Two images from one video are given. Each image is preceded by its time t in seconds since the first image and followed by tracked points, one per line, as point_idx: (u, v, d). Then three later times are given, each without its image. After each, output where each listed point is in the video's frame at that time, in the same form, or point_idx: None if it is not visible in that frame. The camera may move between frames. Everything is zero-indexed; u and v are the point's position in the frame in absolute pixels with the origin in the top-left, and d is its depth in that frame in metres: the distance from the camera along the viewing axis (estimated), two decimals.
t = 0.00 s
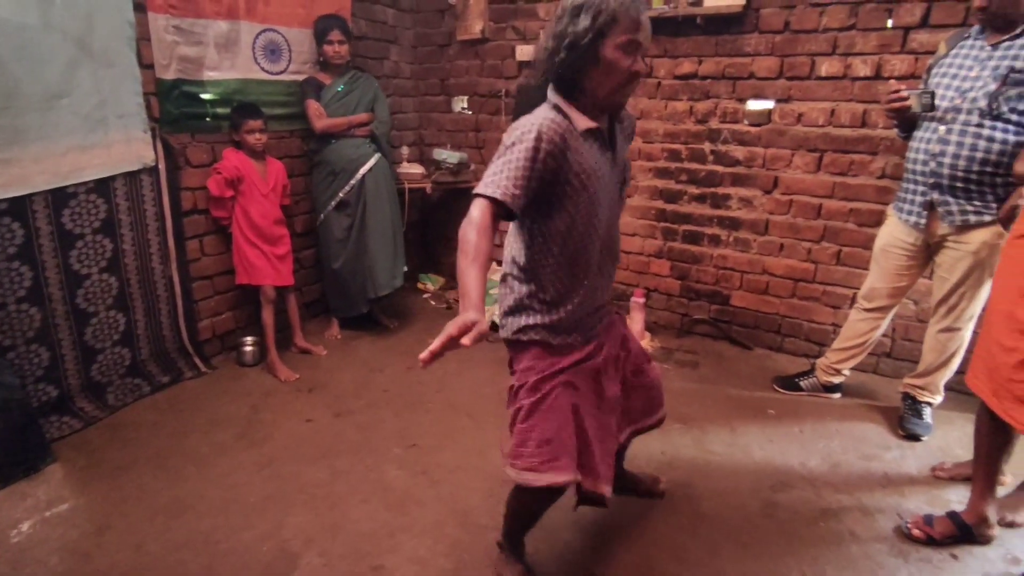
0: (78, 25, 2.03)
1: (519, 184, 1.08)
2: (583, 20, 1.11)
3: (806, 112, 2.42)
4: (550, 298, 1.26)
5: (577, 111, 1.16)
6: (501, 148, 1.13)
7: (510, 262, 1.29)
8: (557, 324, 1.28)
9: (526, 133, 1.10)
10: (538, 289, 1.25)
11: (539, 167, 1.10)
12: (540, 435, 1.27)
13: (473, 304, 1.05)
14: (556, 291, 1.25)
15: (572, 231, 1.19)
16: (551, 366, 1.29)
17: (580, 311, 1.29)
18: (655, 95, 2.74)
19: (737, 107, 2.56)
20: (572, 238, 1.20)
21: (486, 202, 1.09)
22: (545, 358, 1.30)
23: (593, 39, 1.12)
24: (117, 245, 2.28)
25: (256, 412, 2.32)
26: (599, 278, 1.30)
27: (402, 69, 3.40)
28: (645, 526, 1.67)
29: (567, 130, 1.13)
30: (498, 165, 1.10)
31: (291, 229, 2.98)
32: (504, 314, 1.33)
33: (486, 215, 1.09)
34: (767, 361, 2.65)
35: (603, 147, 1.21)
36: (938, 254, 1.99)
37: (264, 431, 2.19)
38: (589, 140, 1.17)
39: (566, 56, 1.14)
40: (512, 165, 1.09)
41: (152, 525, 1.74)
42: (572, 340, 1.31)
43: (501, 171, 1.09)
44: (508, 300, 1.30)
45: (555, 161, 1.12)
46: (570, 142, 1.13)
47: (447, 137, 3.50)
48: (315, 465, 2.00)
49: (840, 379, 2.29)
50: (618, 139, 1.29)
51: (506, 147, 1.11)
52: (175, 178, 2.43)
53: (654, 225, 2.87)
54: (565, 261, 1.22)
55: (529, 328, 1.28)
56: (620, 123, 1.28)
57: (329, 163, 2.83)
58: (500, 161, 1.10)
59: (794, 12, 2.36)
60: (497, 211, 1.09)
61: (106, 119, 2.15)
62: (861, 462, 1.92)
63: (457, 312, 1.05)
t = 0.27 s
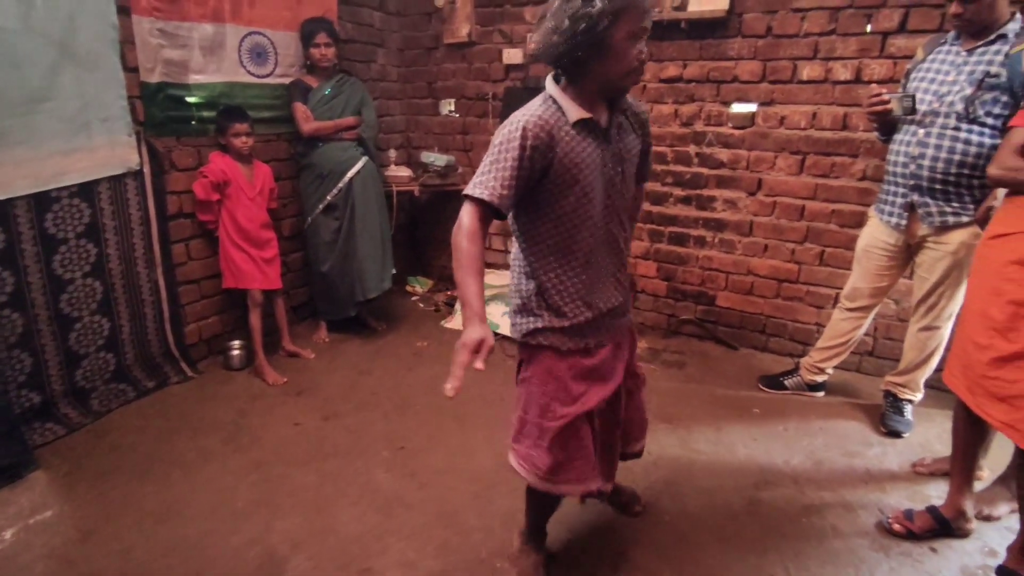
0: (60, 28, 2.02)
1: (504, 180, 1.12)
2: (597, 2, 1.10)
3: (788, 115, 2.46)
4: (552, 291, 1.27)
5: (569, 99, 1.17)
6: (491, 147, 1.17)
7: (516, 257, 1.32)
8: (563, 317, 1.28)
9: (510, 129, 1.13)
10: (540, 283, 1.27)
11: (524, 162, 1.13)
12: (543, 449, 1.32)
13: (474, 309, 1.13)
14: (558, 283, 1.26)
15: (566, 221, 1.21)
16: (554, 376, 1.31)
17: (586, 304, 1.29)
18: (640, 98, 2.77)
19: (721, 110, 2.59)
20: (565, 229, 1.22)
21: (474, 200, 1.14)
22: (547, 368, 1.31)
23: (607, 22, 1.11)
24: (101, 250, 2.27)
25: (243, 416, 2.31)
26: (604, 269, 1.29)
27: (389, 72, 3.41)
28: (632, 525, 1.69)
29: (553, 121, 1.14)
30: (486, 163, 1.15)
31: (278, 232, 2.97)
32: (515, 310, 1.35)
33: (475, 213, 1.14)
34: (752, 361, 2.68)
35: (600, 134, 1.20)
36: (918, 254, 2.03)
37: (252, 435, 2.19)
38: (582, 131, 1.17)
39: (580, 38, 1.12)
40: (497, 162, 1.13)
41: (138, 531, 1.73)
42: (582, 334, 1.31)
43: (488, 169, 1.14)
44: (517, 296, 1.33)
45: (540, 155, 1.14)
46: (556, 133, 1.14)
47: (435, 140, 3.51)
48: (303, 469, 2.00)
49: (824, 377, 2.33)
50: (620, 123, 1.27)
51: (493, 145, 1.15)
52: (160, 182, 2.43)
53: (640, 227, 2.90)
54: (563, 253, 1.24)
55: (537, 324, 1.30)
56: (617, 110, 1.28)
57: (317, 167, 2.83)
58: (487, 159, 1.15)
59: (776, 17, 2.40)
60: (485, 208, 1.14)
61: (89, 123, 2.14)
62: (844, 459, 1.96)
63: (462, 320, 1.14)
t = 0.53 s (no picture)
0: (48, 35, 2.02)
1: (517, 168, 1.15)
2: None
3: (775, 121, 2.49)
4: (557, 282, 1.29)
5: (583, 87, 1.20)
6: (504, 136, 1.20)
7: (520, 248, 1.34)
8: (566, 309, 1.30)
9: (523, 117, 1.15)
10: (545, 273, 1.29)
11: (536, 150, 1.16)
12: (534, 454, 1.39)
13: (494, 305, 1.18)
14: (563, 274, 1.28)
15: (573, 211, 1.24)
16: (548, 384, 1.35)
17: (589, 295, 1.31)
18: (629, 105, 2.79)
19: (709, 116, 2.62)
20: (573, 219, 1.24)
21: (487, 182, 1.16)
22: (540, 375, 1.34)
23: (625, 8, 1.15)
24: (90, 257, 2.27)
25: (234, 422, 2.31)
26: (608, 260, 1.32)
27: (380, 78, 3.42)
28: (622, 529, 1.70)
29: (566, 110, 1.17)
30: (499, 151, 1.17)
31: (269, 238, 2.97)
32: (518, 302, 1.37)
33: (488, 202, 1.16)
34: (741, 364, 2.70)
35: (610, 125, 1.23)
36: (902, 259, 2.06)
37: (243, 442, 2.19)
38: (594, 120, 1.20)
39: (599, 23, 1.16)
40: (511, 151, 1.15)
41: (127, 539, 1.73)
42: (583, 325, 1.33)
43: (500, 157, 1.16)
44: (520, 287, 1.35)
45: (552, 144, 1.17)
46: (568, 122, 1.17)
47: (425, 145, 3.52)
48: (294, 475, 2.00)
49: (811, 381, 2.35)
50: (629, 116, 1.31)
51: (506, 133, 1.17)
52: (149, 188, 2.42)
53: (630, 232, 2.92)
54: (569, 243, 1.26)
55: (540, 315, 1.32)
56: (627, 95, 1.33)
57: (307, 172, 2.84)
58: (499, 147, 1.17)
59: (762, 25, 2.43)
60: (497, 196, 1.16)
61: (77, 130, 2.14)
62: (831, 462, 1.98)
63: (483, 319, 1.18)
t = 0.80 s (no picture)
0: (39, 49, 2.02)
1: (512, 169, 1.17)
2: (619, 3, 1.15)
3: (761, 135, 2.52)
4: (554, 282, 1.29)
5: (577, 92, 1.23)
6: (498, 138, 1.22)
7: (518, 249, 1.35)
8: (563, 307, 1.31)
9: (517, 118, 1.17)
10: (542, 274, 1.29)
11: (531, 150, 1.17)
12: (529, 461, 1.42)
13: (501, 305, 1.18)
14: (560, 274, 1.29)
15: (568, 212, 1.25)
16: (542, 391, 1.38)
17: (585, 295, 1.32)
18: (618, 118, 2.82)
19: (696, 130, 2.65)
20: (569, 220, 1.25)
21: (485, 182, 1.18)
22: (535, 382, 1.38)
23: (627, 22, 1.16)
24: (78, 270, 2.26)
25: (223, 436, 2.30)
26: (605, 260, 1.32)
27: (371, 90, 3.44)
28: (612, 541, 1.71)
29: (559, 112, 1.19)
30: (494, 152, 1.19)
31: (259, 249, 2.97)
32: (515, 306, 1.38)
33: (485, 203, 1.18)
34: (729, 375, 2.73)
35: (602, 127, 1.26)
36: (885, 272, 2.09)
37: (232, 455, 2.18)
38: (589, 121, 1.23)
39: (601, 36, 1.17)
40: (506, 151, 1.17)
41: (115, 555, 1.72)
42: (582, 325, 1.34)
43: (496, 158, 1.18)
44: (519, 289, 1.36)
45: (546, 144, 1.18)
46: (562, 123, 1.19)
47: (416, 156, 3.54)
48: (284, 489, 2.00)
49: (798, 392, 2.37)
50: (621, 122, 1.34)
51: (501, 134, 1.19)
52: (140, 201, 2.42)
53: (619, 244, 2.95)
54: (566, 243, 1.27)
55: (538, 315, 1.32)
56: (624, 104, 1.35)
57: (298, 185, 2.84)
58: (494, 149, 1.19)
59: (748, 41, 2.47)
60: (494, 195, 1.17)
61: (67, 144, 2.14)
62: (817, 472, 2.00)
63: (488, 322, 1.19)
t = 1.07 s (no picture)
0: (32, 66, 2.03)
1: (519, 201, 1.17)
2: (608, 35, 1.15)
3: (749, 150, 2.56)
4: (555, 309, 1.32)
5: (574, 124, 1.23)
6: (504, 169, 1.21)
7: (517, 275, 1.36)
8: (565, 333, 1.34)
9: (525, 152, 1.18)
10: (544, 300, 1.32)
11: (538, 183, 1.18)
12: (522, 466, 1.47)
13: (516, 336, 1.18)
14: (561, 301, 1.31)
15: (572, 241, 1.27)
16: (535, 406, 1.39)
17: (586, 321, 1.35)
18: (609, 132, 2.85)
19: (686, 144, 2.68)
20: (569, 249, 1.27)
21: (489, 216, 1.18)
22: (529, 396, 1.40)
23: (616, 54, 1.16)
24: (69, 285, 2.26)
25: (214, 451, 2.30)
26: (603, 287, 1.36)
27: (364, 103, 3.46)
28: (602, 556, 1.72)
29: (565, 145, 1.20)
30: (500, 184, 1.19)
31: (251, 262, 2.97)
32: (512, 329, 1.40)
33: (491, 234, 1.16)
34: (720, 387, 2.74)
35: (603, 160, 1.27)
36: (872, 286, 2.11)
37: (223, 471, 2.18)
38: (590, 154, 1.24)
39: (588, 65, 1.17)
40: (513, 184, 1.17)
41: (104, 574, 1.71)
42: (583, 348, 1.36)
43: (503, 189, 1.17)
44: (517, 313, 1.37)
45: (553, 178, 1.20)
46: (568, 157, 1.20)
47: (409, 169, 3.55)
48: (275, 506, 1.99)
49: (788, 404, 2.39)
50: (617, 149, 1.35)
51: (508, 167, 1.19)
52: (131, 216, 2.43)
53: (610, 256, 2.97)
54: (568, 272, 1.30)
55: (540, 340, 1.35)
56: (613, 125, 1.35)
57: (290, 199, 2.85)
58: (500, 181, 1.19)
59: (736, 57, 2.50)
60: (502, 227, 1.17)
61: (59, 160, 2.14)
62: (806, 485, 2.02)
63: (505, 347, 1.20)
